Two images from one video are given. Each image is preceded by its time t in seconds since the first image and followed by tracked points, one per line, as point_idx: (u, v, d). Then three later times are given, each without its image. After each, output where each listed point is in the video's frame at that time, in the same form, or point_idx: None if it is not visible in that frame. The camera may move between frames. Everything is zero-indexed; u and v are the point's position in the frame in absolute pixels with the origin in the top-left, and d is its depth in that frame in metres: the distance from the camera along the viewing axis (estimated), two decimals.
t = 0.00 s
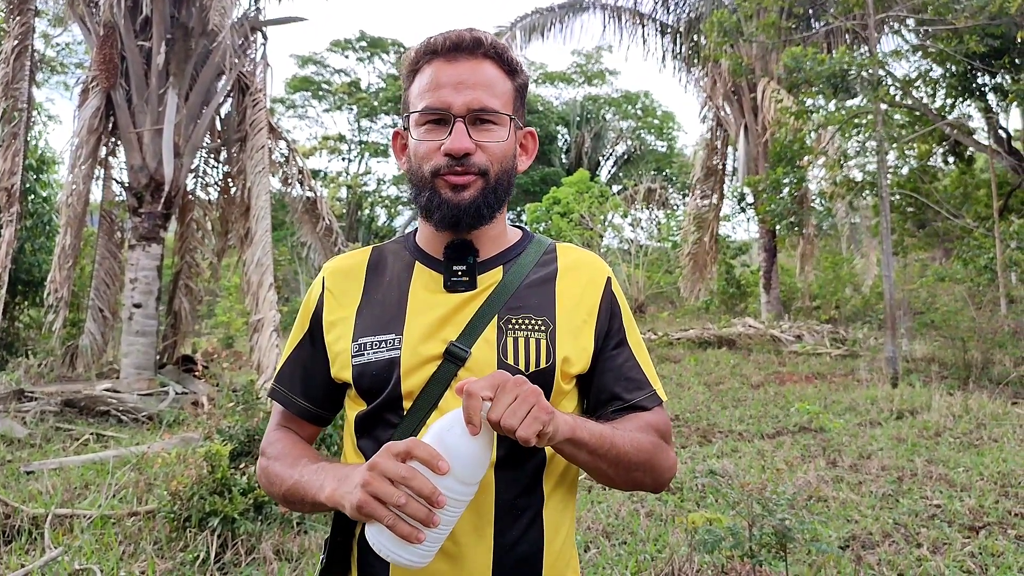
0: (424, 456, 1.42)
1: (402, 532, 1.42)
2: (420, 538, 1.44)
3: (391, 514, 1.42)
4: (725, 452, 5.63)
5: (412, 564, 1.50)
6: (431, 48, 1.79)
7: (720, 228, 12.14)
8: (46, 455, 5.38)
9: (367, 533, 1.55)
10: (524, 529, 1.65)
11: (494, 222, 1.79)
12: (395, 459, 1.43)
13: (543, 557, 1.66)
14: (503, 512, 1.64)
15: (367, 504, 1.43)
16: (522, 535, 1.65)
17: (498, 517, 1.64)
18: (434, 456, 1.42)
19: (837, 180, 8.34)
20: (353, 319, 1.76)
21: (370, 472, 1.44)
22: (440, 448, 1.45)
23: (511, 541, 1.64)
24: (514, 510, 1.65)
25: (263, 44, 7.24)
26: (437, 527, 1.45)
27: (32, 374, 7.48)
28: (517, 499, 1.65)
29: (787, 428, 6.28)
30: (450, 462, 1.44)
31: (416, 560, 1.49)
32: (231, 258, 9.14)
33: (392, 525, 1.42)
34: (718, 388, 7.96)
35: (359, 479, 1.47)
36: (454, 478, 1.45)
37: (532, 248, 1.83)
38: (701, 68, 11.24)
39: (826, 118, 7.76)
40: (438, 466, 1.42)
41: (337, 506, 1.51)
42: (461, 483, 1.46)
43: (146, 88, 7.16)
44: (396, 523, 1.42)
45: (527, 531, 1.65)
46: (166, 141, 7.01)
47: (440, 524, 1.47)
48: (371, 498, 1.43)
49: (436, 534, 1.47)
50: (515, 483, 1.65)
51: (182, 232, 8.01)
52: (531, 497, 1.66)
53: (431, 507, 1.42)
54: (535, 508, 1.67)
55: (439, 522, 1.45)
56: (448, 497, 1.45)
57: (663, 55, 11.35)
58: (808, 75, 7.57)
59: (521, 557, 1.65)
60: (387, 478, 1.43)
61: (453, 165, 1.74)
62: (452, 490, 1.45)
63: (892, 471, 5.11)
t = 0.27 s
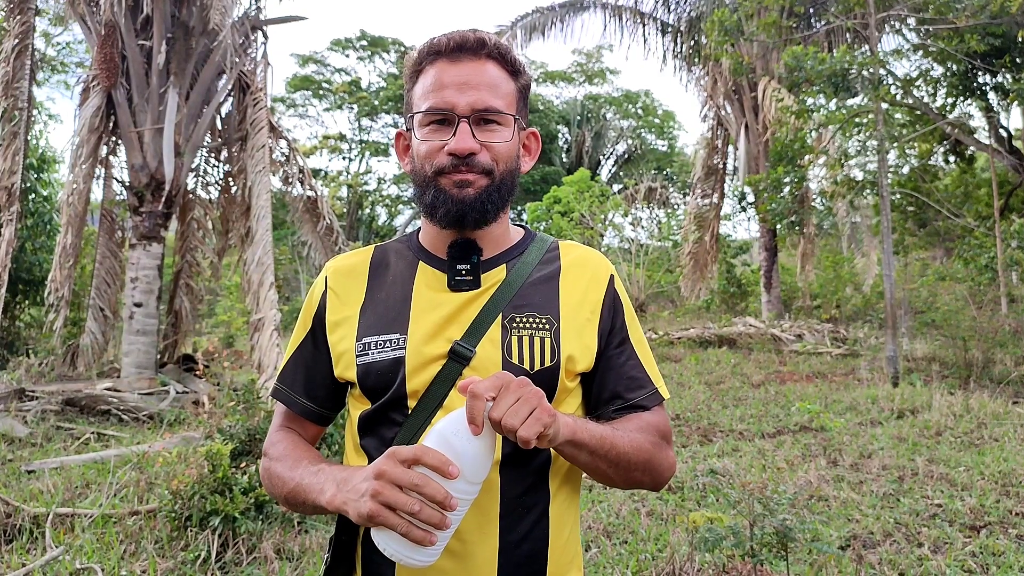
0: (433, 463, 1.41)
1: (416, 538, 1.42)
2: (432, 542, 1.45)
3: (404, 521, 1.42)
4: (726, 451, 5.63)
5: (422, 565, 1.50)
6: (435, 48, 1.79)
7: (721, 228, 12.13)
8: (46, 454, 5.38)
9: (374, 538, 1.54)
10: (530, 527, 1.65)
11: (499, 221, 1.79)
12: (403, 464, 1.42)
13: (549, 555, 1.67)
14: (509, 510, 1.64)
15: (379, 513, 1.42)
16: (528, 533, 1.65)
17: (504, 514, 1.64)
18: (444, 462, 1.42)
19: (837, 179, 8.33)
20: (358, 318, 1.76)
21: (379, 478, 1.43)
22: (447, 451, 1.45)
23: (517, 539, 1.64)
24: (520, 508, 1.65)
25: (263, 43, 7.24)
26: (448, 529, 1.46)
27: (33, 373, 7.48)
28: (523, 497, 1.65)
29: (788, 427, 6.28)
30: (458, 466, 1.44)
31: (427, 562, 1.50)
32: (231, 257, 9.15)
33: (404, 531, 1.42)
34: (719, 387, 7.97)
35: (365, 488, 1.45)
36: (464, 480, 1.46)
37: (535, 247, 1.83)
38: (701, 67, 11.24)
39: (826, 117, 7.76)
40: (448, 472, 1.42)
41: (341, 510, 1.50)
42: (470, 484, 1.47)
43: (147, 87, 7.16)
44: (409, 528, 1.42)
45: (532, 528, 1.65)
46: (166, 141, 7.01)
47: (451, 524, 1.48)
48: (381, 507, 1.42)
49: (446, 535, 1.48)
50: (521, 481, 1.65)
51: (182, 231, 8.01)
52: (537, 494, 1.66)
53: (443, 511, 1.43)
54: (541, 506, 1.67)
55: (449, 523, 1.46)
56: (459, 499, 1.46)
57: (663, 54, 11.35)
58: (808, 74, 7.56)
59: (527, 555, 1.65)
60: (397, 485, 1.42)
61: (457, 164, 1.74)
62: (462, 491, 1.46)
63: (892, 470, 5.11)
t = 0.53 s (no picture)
0: (433, 463, 1.40)
1: (406, 536, 1.41)
2: (424, 544, 1.43)
3: (396, 517, 1.42)
4: (726, 450, 5.62)
5: (413, 567, 1.49)
6: (423, 48, 1.78)
7: (721, 227, 12.13)
8: (47, 453, 5.38)
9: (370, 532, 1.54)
10: (534, 527, 1.65)
11: (501, 219, 1.79)
12: (403, 462, 1.42)
13: (553, 556, 1.66)
14: (512, 510, 1.64)
15: (373, 505, 1.42)
16: (531, 533, 1.64)
17: (508, 515, 1.63)
18: (444, 464, 1.41)
19: (838, 178, 8.33)
20: (360, 319, 1.76)
21: (379, 472, 1.43)
22: (451, 455, 1.43)
23: (520, 540, 1.63)
24: (523, 508, 1.64)
25: (263, 42, 7.24)
26: (442, 534, 1.44)
27: (33, 372, 7.48)
28: (527, 497, 1.65)
29: (788, 427, 6.28)
30: (459, 470, 1.42)
31: (419, 564, 1.49)
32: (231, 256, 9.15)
33: (396, 528, 1.41)
34: (719, 386, 7.97)
35: (366, 478, 1.46)
36: (461, 486, 1.44)
37: (537, 245, 1.82)
38: (702, 66, 11.23)
39: (827, 116, 7.75)
40: (446, 474, 1.41)
41: (341, 501, 1.50)
42: (468, 491, 1.45)
43: (147, 87, 7.15)
44: (400, 526, 1.41)
45: (536, 529, 1.65)
46: (166, 140, 7.01)
47: (444, 530, 1.46)
48: (377, 499, 1.42)
49: (440, 540, 1.46)
50: (525, 481, 1.65)
51: (182, 231, 8.01)
52: (540, 495, 1.66)
53: (437, 513, 1.41)
54: (545, 506, 1.66)
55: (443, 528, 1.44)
56: (455, 504, 1.44)
57: (664, 53, 11.35)
58: (808, 73, 7.56)
59: (531, 556, 1.64)
60: (394, 480, 1.42)
61: (455, 166, 1.74)
62: (458, 497, 1.44)
63: (893, 469, 5.10)
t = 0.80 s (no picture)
0: (437, 472, 1.41)
1: (397, 542, 1.41)
2: (417, 555, 1.43)
3: (392, 521, 1.42)
4: (727, 451, 5.62)
5: None
6: (415, 49, 1.78)
7: (721, 227, 12.12)
8: (47, 454, 5.38)
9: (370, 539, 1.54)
10: (535, 527, 1.64)
11: (495, 217, 1.79)
12: (408, 469, 1.43)
13: (555, 555, 1.66)
14: (514, 511, 1.64)
15: (373, 507, 1.43)
16: (533, 534, 1.64)
17: (509, 515, 1.63)
18: (447, 473, 1.41)
19: (838, 178, 8.32)
20: (359, 321, 1.76)
21: (386, 476, 1.44)
22: (459, 469, 1.43)
23: (522, 540, 1.63)
24: (525, 509, 1.64)
25: (264, 42, 7.24)
26: (436, 547, 1.43)
27: (33, 373, 7.48)
28: (528, 498, 1.65)
29: (789, 427, 6.27)
30: (463, 482, 1.42)
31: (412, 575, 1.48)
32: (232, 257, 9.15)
33: (389, 533, 1.42)
34: (720, 386, 7.97)
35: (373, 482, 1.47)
36: (462, 499, 1.42)
37: (535, 244, 1.82)
38: (702, 66, 11.23)
39: (827, 116, 7.75)
40: (447, 485, 1.40)
41: (345, 504, 1.52)
42: (469, 506, 1.43)
43: (147, 87, 7.15)
44: (393, 531, 1.41)
45: (538, 529, 1.65)
46: (167, 141, 7.01)
47: (441, 543, 1.44)
48: (378, 502, 1.43)
49: (436, 554, 1.45)
50: (527, 481, 1.65)
51: (183, 231, 8.01)
52: (542, 495, 1.66)
53: (433, 524, 1.41)
54: (546, 507, 1.66)
55: (439, 542, 1.43)
56: (453, 519, 1.43)
57: (664, 53, 11.35)
58: (809, 73, 7.56)
59: (532, 556, 1.64)
60: (397, 486, 1.42)
61: (448, 164, 1.74)
62: (457, 512, 1.42)
63: (894, 469, 5.10)
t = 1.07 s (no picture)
0: (439, 469, 1.41)
1: (406, 541, 1.42)
2: (425, 552, 1.43)
3: (398, 521, 1.42)
4: (727, 451, 5.62)
5: None
6: (421, 47, 1.80)
7: (722, 227, 12.12)
8: (49, 455, 5.38)
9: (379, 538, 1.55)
10: (536, 529, 1.65)
11: (495, 214, 1.78)
12: (411, 467, 1.43)
13: (556, 557, 1.66)
14: (514, 512, 1.64)
15: (378, 508, 1.43)
16: (534, 535, 1.64)
17: (510, 517, 1.63)
18: (449, 469, 1.41)
19: (839, 179, 8.32)
20: (360, 321, 1.76)
21: (388, 476, 1.44)
22: (459, 464, 1.43)
23: (523, 542, 1.64)
24: (525, 510, 1.64)
25: (264, 43, 7.25)
26: (443, 543, 1.43)
27: (35, 374, 7.49)
28: (528, 499, 1.65)
29: (789, 427, 6.27)
30: (465, 478, 1.42)
31: (422, 573, 1.48)
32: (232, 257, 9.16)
33: (397, 532, 1.42)
34: (720, 387, 7.97)
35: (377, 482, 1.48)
36: (466, 495, 1.42)
37: (535, 246, 1.82)
38: (702, 66, 11.23)
39: (827, 117, 7.75)
40: (451, 481, 1.40)
41: (352, 506, 1.52)
42: (474, 501, 1.43)
43: (148, 88, 7.16)
44: (401, 530, 1.42)
45: (538, 531, 1.65)
46: (167, 142, 7.01)
47: (448, 539, 1.44)
48: (382, 502, 1.43)
49: (444, 550, 1.45)
50: (527, 483, 1.65)
51: (183, 232, 8.01)
52: (542, 497, 1.66)
53: (438, 520, 1.41)
54: (547, 508, 1.66)
55: (446, 538, 1.44)
56: (458, 513, 1.43)
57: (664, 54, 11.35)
58: (809, 74, 7.56)
59: (533, 557, 1.64)
60: (401, 485, 1.43)
61: (449, 157, 1.74)
62: (462, 507, 1.43)
63: (895, 470, 5.10)
